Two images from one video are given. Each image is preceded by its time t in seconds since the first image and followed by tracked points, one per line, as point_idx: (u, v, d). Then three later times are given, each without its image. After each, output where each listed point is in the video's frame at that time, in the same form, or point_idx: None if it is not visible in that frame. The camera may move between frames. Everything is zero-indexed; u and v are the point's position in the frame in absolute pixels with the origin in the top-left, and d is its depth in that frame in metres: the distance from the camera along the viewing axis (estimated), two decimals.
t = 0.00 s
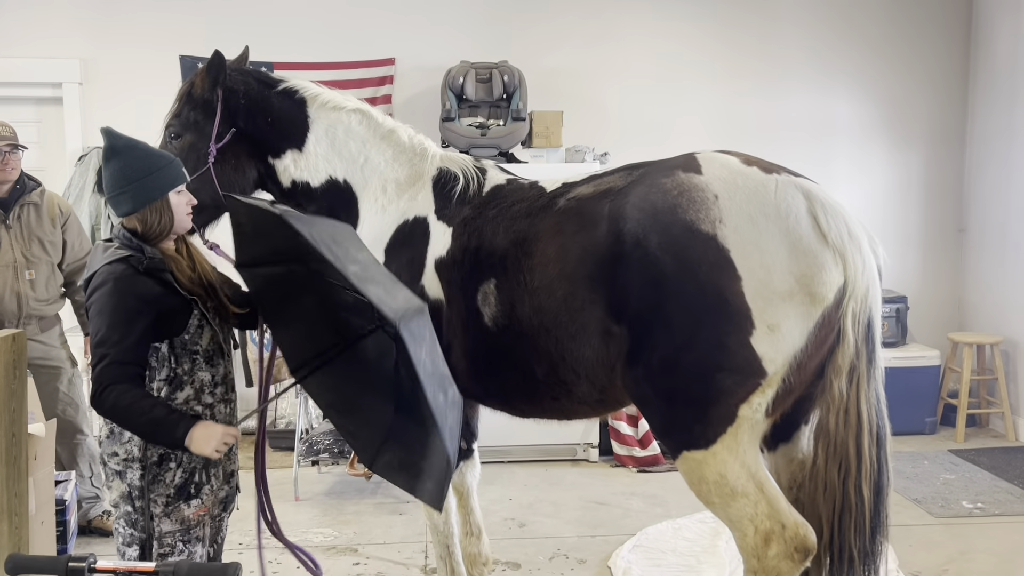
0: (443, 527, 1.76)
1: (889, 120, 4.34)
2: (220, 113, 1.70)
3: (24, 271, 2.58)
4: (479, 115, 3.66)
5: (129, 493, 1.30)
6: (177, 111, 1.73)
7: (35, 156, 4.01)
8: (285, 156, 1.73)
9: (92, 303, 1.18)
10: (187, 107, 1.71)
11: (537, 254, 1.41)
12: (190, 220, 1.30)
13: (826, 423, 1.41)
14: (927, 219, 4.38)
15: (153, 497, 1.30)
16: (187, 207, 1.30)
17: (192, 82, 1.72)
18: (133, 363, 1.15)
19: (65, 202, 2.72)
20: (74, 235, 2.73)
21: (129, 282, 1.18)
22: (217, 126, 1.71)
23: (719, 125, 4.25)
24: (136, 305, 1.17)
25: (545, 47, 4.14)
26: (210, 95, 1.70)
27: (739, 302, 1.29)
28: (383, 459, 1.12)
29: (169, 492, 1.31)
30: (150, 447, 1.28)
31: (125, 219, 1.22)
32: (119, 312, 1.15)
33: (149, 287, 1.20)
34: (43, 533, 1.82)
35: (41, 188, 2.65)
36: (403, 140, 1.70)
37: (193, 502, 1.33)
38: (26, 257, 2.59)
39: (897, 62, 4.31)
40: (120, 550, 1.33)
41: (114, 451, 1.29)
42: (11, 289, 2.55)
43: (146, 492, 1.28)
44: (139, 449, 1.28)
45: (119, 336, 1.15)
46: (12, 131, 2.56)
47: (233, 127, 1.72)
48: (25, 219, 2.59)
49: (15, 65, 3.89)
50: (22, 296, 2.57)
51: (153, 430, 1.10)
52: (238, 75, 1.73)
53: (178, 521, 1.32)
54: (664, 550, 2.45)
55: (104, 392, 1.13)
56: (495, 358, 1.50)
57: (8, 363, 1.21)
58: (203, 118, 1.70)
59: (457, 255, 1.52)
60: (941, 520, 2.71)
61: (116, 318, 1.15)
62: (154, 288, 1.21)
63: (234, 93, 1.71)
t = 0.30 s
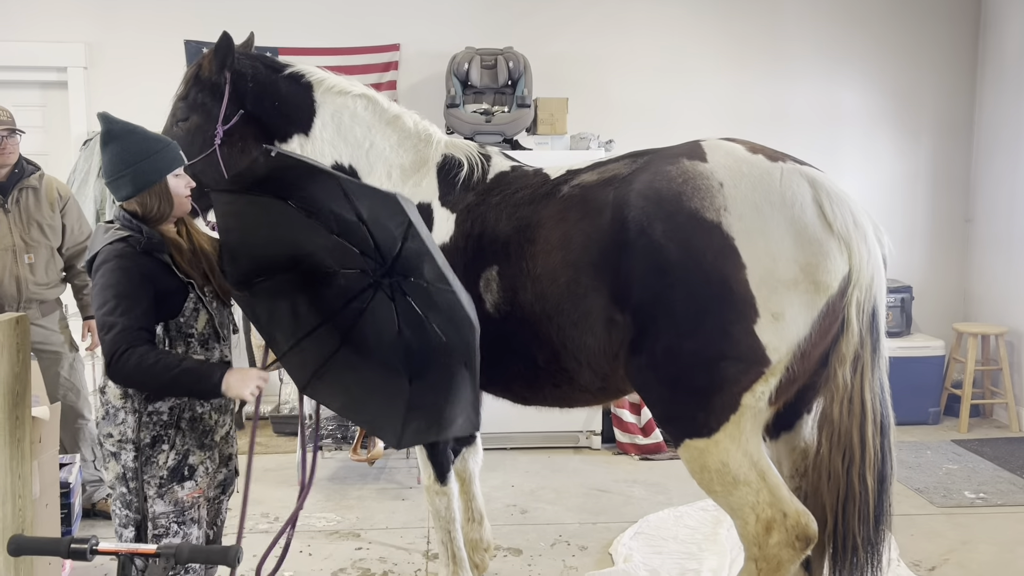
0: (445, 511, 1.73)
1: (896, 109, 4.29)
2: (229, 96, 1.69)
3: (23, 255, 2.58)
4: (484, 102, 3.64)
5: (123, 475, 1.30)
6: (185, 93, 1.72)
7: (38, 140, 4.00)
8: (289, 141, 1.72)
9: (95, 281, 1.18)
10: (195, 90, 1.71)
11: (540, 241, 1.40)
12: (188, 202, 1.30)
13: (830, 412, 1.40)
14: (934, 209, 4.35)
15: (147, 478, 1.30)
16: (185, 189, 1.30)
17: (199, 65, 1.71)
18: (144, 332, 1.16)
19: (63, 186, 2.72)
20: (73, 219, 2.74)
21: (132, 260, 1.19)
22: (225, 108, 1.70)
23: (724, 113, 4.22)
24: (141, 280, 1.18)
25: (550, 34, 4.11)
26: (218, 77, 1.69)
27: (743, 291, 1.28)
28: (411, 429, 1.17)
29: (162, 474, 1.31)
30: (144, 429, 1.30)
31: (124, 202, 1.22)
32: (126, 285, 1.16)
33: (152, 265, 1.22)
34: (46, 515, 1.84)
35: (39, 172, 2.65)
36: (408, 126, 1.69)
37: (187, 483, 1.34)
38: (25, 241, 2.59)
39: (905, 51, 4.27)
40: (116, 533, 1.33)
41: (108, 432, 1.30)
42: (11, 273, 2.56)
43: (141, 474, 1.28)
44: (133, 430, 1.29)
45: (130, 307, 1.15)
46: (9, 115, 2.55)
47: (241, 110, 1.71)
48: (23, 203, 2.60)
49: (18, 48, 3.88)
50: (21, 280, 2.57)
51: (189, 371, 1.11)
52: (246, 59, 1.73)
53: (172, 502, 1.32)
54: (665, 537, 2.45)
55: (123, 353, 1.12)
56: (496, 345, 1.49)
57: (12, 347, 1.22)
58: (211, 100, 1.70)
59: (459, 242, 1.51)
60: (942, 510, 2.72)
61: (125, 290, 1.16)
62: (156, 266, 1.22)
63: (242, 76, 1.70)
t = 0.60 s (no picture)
0: (450, 501, 1.73)
1: (907, 102, 4.26)
2: (243, 84, 1.69)
3: (30, 245, 2.60)
4: (491, 94, 3.63)
5: (133, 460, 1.32)
6: (198, 80, 1.71)
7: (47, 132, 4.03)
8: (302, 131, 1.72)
9: (103, 268, 1.19)
10: (208, 75, 1.70)
11: (541, 234, 1.40)
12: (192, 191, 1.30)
13: (831, 406, 1.39)
14: (943, 203, 4.32)
15: (157, 465, 1.32)
16: (189, 179, 1.30)
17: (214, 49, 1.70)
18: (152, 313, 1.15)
19: (69, 176, 2.74)
20: (79, 209, 2.76)
21: (140, 246, 1.21)
22: (240, 96, 1.69)
23: (732, 106, 4.20)
24: (149, 266, 1.20)
25: (558, 26, 4.09)
26: (232, 65, 1.69)
27: (745, 284, 1.27)
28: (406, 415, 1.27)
29: (172, 461, 1.32)
30: (154, 416, 1.31)
31: (129, 193, 1.23)
32: (135, 270, 1.17)
33: (161, 252, 1.24)
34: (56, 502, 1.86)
35: (45, 163, 2.67)
36: (421, 118, 1.70)
37: (196, 470, 1.35)
38: (33, 232, 2.61)
39: (915, 43, 4.23)
40: (126, 518, 1.37)
41: (118, 419, 1.32)
42: (19, 264, 2.58)
43: (150, 460, 1.30)
44: (143, 418, 1.31)
45: (139, 290, 1.16)
46: (15, 106, 2.56)
47: (256, 98, 1.71)
48: (29, 194, 2.61)
49: (27, 41, 3.90)
50: (29, 271, 2.60)
51: (208, 344, 1.11)
52: (258, 48, 1.72)
53: (181, 489, 1.33)
54: (669, 530, 2.46)
55: (132, 330, 1.11)
56: (499, 338, 1.50)
57: (23, 336, 1.24)
58: (227, 88, 1.69)
59: (464, 235, 1.52)
60: (948, 505, 2.71)
61: (135, 274, 1.17)
62: (164, 254, 1.24)
63: (256, 65, 1.70)
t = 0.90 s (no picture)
0: (456, 496, 1.74)
1: (912, 99, 4.25)
2: (250, 82, 1.71)
3: (38, 242, 2.63)
4: (496, 92, 3.64)
5: (138, 453, 1.34)
6: (204, 76, 1.71)
7: (55, 130, 4.06)
8: (307, 128, 1.74)
9: (107, 261, 1.21)
10: (215, 71, 1.71)
11: (542, 230, 1.41)
12: (196, 189, 1.33)
13: (829, 402, 1.39)
14: (949, 200, 4.31)
15: (161, 457, 1.34)
16: (193, 176, 1.32)
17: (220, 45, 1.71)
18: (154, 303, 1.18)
19: (75, 173, 2.76)
20: (85, 206, 2.78)
21: (144, 239, 1.22)
22: (247, 94, 1.72)
23: (736, 103, 4.19)
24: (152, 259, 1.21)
25: (562, 23, 4.10)
26: (239, 62, 1.70)
27: (742, 280, 1.28)
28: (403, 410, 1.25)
29: (176, 453, 1.34)
30: (157, 409, 1.33)
31: (133, 189, 1.25)
32: (138, 262, 1.19)
33: (164, 246, 1.25)
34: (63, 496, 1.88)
35: (52, 159, 2.69)
36: (424, 115, 1.71)
37: (200, 463, 1.37)
38: (40, 228, 2.64)
39: (921, 39, 4.21)
40: (133, 510, 1.39)
41: (123, 412, 1.33)
42: (27, 260, 2.60)
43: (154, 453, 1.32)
44: (147, 411, 1.33)
45: (142, 282, 1.18)
46: (21, 103, 2.58)
47: (262, 96, 1.73)
48: (36, 191, 2.64)
49: (34, 39, 3.92)
50: (38, 267, 2.62)
51: (211, 330, 1.15)
52: (264, 45, 1.74)
53: (185, 481, 1.35)
54: (672, 525, 2.47)
55: (134, 320, 1.14)
56: (501, 334, 1.51)
57: (30, 330, 1.26)
58: (233, 85, 1.70)
59: (465, 231, 1.53)
60: (951, 501, 2.71)
61: (138, 266, 1.19)
62: (167, 248, 1.25)
63: (262, 62, 1.72)
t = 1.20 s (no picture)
0: (454, 496, 1.74)
1: (913, 100, 4.25)
2: (253, 86, 1.72)
3: (42, 244, 2.64)
4: (497, 94, 3.65)
5: (138, 456, 1.35)
6: (206, 80, 1.72)
7: (59, 134, 4.08)
8: (309, 133, 1.75)
9: (104, 264, 1.22)
10: (216, 76, 1.72)
11: (541, 232, 1.42)
12: (200, 194, 1.35)
13: (830, 402, 1.40)
14: (950, 201, 4.31)
15: (160, 460, 1.35)
16: (197, 181, 1.34)
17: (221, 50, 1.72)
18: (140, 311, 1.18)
19: (78, 175, 2.78)
20: (88, 208, 2.80)
21: (141, 245, 1.23)
22: (249, 98, 1.73)
23: (737, 104, 4.20)
24: (147, 265, 1.21)
25: (563, 25, 4.11)
26: (241, 67, 1.71)
27: (740, 280, 1.28)
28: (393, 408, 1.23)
29: (175, 456, 1.35)
30: (157, 412, 1.34)
31: (137, 192, 1.27)
32: (132, 268, 1.20)
33: (161, 251, 1.25)
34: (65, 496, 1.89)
35: (54, 162, 2.71)
36: (424, 119, 1.72)
37: (199, 465, 1.38)
38: (44, 231, 2.65)
39: (921, 40, 4.22)
40: (133, 512, 1.39)
41: (124, 415, 1.34)
42: (31, 262, 2.62)
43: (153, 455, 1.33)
44: (147, 414, 1.34)
45: (130, 290, 1.18)
46: (23, 107, 2.60)
47: (265, 101, 1.75)
48: (39, 194, 2.65)
49: (38, 43, 3.95)
50: (42, 269, 2.64)
51: (191, 348, 1.18)
52: (265, 50, 1.75)
53: (185, 483, 1.36)
54: (674, 526, 2.47)
55: (116, 327, 1.14)
56: (501, 334, 1.52)
57: (33, 332, 1.27)
58: (236, 90, 1.71)
59: (466, 232, 1.54)
60: (954, 502, 2.70)
61: (132, 272, 1.19)
62: (165, 253, 1.26)
63: (264, 67, 1.73)
